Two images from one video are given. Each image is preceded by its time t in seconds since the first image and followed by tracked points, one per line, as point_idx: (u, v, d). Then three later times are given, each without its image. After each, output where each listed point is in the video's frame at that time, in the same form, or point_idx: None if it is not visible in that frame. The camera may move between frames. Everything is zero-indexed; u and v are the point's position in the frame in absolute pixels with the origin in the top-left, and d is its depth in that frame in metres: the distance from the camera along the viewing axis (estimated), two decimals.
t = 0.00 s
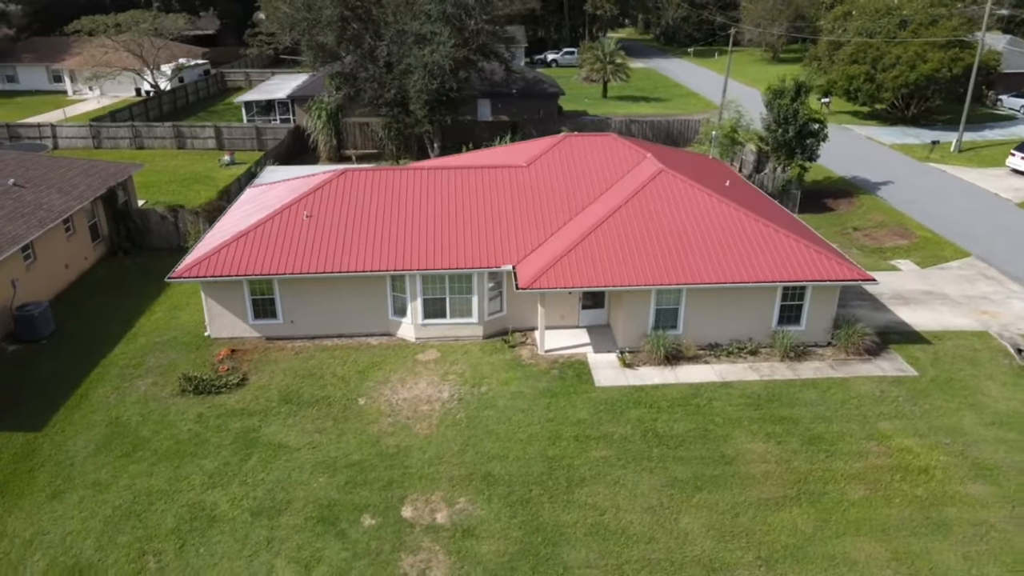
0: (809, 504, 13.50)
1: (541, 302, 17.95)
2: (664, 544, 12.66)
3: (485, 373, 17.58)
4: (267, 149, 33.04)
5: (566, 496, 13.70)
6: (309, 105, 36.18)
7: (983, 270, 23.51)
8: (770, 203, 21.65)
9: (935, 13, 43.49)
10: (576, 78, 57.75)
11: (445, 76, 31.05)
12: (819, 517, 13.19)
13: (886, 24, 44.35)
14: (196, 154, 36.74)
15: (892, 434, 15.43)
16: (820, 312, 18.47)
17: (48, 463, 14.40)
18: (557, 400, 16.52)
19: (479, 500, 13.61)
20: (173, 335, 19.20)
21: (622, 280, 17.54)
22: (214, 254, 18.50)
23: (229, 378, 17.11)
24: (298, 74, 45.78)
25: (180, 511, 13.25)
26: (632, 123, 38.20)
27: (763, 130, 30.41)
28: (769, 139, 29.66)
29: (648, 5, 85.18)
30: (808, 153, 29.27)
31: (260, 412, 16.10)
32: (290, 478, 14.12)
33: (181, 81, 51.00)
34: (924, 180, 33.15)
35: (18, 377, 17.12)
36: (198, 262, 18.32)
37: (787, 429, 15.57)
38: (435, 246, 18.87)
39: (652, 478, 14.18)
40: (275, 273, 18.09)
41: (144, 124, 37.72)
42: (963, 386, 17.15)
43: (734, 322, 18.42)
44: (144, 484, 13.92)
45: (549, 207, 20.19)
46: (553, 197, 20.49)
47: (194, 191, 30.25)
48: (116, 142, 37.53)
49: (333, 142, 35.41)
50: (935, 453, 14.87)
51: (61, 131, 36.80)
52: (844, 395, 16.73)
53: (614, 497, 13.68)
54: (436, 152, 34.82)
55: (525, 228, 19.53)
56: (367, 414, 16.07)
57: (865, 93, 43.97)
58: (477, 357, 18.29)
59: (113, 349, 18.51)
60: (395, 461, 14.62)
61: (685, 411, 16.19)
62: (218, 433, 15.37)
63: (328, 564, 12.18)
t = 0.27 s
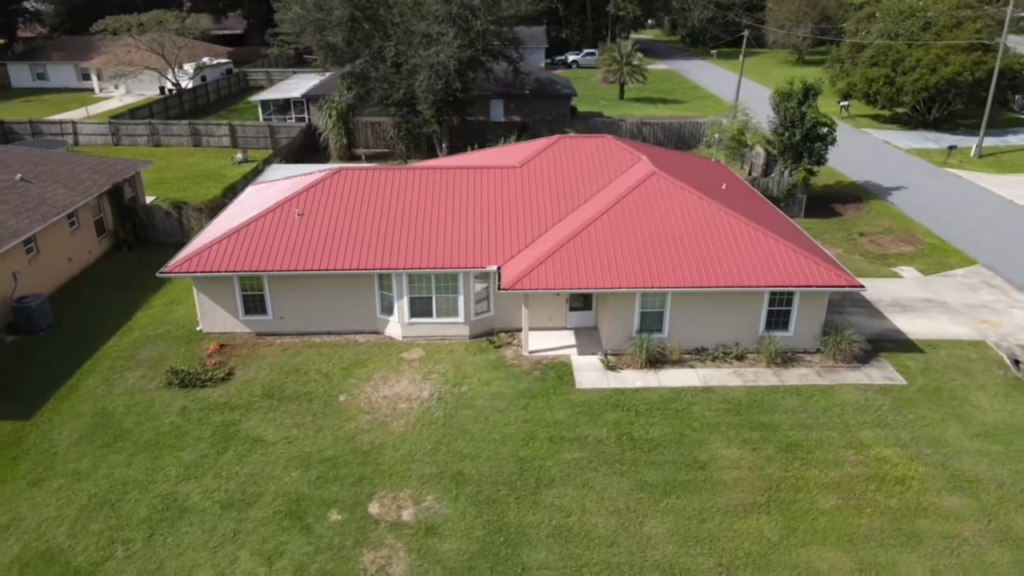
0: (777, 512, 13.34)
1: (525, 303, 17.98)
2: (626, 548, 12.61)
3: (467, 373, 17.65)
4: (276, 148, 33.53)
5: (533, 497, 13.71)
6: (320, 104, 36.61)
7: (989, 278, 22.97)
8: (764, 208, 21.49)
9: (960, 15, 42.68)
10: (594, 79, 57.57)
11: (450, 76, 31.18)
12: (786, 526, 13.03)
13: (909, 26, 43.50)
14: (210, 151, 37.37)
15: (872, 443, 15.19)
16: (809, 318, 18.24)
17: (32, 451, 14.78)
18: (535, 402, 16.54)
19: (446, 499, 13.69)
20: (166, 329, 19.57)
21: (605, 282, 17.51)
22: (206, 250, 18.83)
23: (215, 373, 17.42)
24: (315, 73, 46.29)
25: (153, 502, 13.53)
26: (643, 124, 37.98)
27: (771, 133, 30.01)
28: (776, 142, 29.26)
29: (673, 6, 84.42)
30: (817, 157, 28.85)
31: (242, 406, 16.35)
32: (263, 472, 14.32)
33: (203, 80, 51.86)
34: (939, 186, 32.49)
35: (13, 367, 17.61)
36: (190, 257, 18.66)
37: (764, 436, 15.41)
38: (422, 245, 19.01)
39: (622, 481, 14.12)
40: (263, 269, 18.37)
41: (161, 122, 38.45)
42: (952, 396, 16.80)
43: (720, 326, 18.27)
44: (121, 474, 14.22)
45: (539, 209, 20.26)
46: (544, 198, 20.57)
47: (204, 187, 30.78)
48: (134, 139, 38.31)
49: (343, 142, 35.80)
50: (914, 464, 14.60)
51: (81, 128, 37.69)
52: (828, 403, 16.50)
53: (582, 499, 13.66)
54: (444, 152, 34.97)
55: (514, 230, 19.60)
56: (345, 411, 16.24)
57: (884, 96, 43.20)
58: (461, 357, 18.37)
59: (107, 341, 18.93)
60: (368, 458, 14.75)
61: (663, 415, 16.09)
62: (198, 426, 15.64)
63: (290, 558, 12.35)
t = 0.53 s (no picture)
0: (744, 521, 13.18)
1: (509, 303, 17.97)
2: (587, 550, 12.58)
3: (449, 372, 17.74)
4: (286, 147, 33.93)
5: (500, 498, 13.72)
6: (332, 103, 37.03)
7: (993, 287, 22.43)
8: (758, 212, 21.28)
9: (984, 18, 41.70)
10: (613, 81, 57.38)
11: (454, 76, 31.47)
12: (751, 535, 12.86)
13: (932, 29, 42.64)
14: (224, 149, 37.96)
15: (851, 452, 14.94)
16: (796, 324, 18.00)
17: (16, 440, 15.15)
18: (513, 403, 16.53)
19: (413, 497, 13.78)
20: (160, 323, 19.94)
21: (587, 284, 17.44)
22: (197, 246, 19.14)
23: (201, 366, 17.72)
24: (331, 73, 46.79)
25: (127, 492, 13.79)
26: (654, 126, 37.75)
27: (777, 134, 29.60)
28: (783, 146, 28.88)
29: (698, 7, 83.76)
30: (824, 161, 28.47)
31: (224, 400, 16.60)
32: (237, 465, 14.53)
33: (224, 78, 52.73)
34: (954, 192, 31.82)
35: (9, 357, 18.08)
36: (181, 254, 18.97)
37: (740, 442, 15.25)
38: (410, 244, 19.12)
39: (589, 485, 14.06)
40: (250, 266, 18.62)
41: (178, 120, 39.15)
42: (940, 407, 16.45)
43: (705, 331, 18.11)
44: (99, 464, 14.52)
45: (528, 210, 20.28)
46: (535, 199, 20.59)
47: (213, 184, 31.27)
48: (151, 136, 39.04)
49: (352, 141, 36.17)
50: (891, 474, 14.35)
51: (101, 125, 38.54)
52: (810, 410, 16.26)
53: (549, 501, 13.64)
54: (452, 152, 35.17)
55: (501, 231, 19.64)
56: (325, 408, 16.38)
57: (903, 100, 42.44)
58: (445, 357, 18.44)
59: (101, 334, 19.33)
60: (341, 454, 14.89)
61: (639, 419, 16.01)
62: (179, 419, 15.91)
63: (253, 551, 12.52)
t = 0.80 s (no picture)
0: (709, 528, 13.03)
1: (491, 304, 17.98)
2: (546, 552, 12.54)
3: (430, 371, 17.81)
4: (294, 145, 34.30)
5: (466, 498, 13.74)
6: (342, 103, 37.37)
7: (996, 296, 21.88)
8: (751, 216, 21.05)
9: (1009, 19, 40.69)
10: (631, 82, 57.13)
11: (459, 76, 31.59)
12: (713, 542, 12.72)
13: (955, 30, 41.78)
14: (237, 147, 38.49)
15: (826, 461, 14.71)
16: (781, 330, 17.77)
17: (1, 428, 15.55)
18: (490, 403, 16.55)
19: (379, 494, 13.86)
20: (154, 317, 20.31)
21: (568, 285, 17.37)
22: (188, 243, 19.43)
23: (187, 361, 18.03)
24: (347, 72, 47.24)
25: (101, 482, 14.08)
26: (663, 129, 37.48)
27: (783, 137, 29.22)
28: (788, 149, 28.50)
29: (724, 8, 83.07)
30: (830, 165, 28.04)
31: (206, 394, 16.86)
32: (211, 459, 14.74)
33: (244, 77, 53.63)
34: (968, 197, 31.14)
35: (5, 348, 18.56)
36: (173, 249, 19.29)
37: (714, 448, 15.09)
38: (396, 243, 19.22)
39: (555, 487, 14.01)
40: (238, 262, 18.87)
41: (193, 117, 39.78)
42: (924, 417, 16.10)
43: (689, 335, 17.96)
44: (77, 454, 14.84)
45: (517, 210, 20.27)
46: (525, 200, 20.58)
47: (221, 181, 31.74)
48: (167, 133, 39.71)
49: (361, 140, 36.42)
50: (865, 484, 14.10)
51: (119, 122, 39.32)
52: (789, 418, 16.04)
53: (513, 502, 13.63)
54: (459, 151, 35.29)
55: (488, 231, 19.67)
56: (303, 404, 16.55)
57: (923, 103, 41.69)
58: (427, 356, 18.52)
59: (95, 327, 19.74)
60: (313, 450, 15.04)
61: (614, 422, 15.93)
62: (161, 412, 16.20)
63: (216, 543, 12.70)
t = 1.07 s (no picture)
0: (671, 533, 12.94)
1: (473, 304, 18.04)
2: (503, 553, 12.54)
3: (411, 370, 17.92)
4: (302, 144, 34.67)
5: (431, 497, 13.81)
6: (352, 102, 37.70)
7: (996, 305, 21.40)
8: (744, 220, 20.84)
9: None
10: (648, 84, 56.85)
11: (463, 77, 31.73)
12: (674, 548, 12.63)
13: (976, 33, 40.97)
14: (250, 145, 39.00)
15: (799, 468, 14.52)
16: (763, 335, 17.59)
17: None
18: (466, 403, 16.61)
19: (346, 491, 13.99)
20: (148, 312, 20.69)
21: (548, 286, 17.35)
22: (180, 239, 19.77)
23: (175, 354, 18.36)
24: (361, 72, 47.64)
25: (78, 472, 14.39)
26: (671, 130, 37.20)
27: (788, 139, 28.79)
28: (793, 153, 28.11)
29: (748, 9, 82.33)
30: (835, 170, 27.63)
31: (189, 388, 17.15)
32: (186, 452, 15.00)
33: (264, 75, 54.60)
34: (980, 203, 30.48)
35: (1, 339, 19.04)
36: (165, 245, 19.63)
37: (686, 453, 14.99)
38: (383, 242, 19.34)
39: (521, 488, 14.02)
40: (228, 258, 19.15)
41: (208, 116, 40.39)
42: (906, 427, 15.81)
43: (671, 339, 17.85)
44: (58, 444, 15.19)
45: (506, 210, 20.29)
46: (515, 200, 20.60)
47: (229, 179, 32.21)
48: (183, 131, 40.37)
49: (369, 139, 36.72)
50: (836, 493, 13.90)
51: (137, 119, 40.10)
52: (766, 424, 15.86)
53: (478, 502, 13.68)
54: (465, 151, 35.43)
55: (475, 231, 19.71)
56: (282, 400, 16.77)
57: (941, 107, 40.90)
58: (410, 355, 18.63)
59: (90, 320, 20.17)
60: (287, 446, 15.23)
61: (589, 424, 15.89)
62: (143, 404, 16.52)
63: (182, 535, 12.92)
